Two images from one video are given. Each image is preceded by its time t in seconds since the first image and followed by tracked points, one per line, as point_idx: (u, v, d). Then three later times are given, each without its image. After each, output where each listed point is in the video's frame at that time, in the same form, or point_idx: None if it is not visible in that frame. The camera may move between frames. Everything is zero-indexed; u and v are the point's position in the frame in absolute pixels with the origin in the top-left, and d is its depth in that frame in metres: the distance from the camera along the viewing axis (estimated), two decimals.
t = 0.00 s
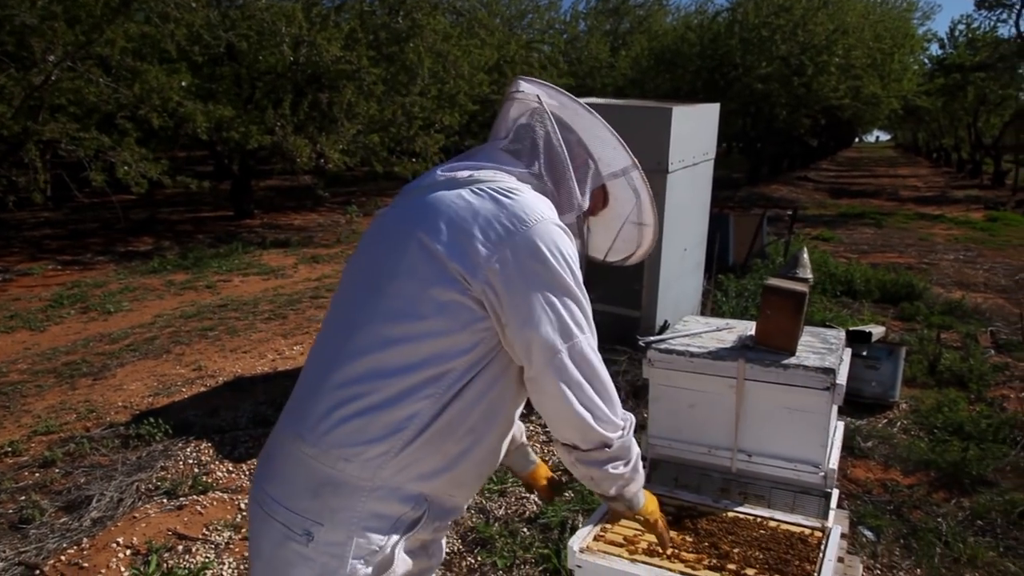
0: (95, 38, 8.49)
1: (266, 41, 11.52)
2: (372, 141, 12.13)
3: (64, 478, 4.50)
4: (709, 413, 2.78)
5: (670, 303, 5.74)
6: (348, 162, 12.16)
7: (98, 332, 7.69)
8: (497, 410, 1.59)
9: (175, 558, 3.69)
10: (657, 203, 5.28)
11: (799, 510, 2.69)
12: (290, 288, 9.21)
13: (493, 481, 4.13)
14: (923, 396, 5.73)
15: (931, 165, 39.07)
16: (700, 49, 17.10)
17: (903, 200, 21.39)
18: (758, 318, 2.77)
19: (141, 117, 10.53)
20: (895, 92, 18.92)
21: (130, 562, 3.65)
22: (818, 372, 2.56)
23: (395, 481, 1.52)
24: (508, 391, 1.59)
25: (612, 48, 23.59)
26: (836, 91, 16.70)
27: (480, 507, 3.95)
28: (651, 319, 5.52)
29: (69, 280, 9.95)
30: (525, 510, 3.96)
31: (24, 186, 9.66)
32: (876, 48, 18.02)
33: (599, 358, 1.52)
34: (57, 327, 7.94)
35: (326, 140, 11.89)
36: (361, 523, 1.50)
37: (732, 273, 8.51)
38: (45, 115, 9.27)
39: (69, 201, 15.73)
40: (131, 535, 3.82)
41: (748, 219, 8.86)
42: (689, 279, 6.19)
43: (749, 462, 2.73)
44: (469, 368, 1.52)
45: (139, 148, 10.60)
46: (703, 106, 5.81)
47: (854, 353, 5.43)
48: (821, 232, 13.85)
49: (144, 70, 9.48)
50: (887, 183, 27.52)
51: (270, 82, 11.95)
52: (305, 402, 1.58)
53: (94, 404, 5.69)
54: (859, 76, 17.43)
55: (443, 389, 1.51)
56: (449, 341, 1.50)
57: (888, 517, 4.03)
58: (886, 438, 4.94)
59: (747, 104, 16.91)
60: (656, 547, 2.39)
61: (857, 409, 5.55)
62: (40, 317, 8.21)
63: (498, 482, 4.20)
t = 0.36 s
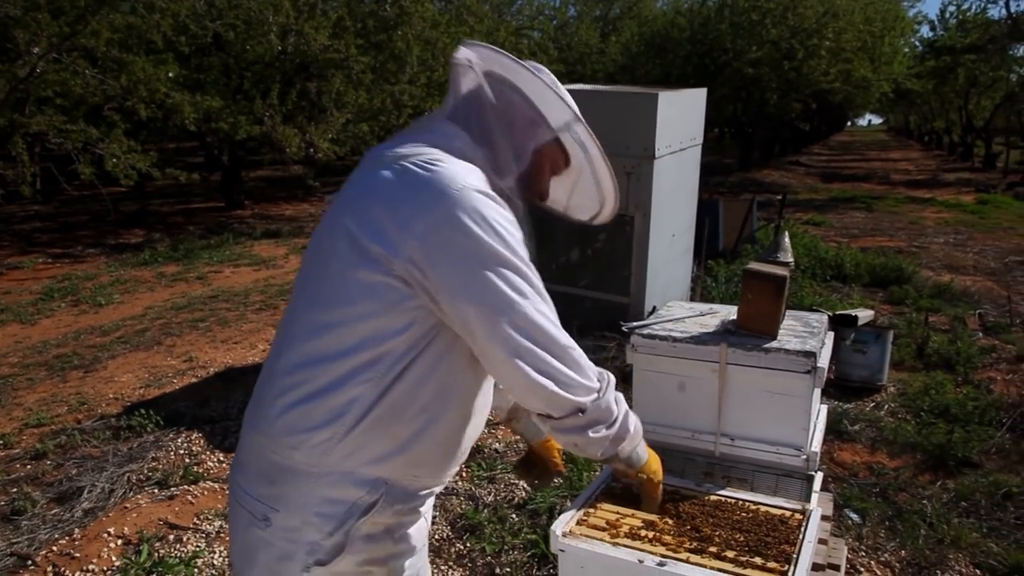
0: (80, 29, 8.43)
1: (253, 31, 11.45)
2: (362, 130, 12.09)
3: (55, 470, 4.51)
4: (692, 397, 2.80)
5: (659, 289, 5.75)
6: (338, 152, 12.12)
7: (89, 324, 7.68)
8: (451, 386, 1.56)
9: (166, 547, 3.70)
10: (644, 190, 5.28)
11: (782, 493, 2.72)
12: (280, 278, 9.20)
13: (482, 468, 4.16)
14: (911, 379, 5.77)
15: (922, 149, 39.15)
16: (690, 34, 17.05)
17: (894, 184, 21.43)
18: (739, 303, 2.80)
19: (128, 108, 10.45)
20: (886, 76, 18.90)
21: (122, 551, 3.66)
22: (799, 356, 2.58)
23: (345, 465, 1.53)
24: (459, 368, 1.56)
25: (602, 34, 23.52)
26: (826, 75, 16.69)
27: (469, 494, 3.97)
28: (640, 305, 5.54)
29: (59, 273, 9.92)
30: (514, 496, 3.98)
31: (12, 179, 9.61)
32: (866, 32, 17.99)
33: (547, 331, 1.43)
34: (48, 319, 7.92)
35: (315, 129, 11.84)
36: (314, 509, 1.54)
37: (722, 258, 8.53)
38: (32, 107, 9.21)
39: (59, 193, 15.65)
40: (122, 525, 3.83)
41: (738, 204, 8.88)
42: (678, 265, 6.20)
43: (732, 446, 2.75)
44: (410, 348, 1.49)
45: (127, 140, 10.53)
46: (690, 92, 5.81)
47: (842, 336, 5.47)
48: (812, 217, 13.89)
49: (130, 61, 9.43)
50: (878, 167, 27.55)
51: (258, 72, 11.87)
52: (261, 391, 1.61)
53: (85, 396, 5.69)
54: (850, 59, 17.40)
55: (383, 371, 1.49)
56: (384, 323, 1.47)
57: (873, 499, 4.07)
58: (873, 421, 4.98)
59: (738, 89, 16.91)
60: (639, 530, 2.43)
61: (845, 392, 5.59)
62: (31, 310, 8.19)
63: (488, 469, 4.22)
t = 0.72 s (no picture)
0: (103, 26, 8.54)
1: (272, 27, 11.54)
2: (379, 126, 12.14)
3: (78, 459, 4.60)
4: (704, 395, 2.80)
5: (674, 285, 5.73)
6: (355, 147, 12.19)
7: (111, 317, 7.81)
8: (372, 370, 1.29)
9: (185, 535, 3.76)
10: (660, 187, 5.26)
11: (794, 490, 2.72)
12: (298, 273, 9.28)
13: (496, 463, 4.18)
14: (930, 378, 5.72)
15: (945, 144, 38.63)
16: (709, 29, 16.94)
17: (916, 180, 21.17)
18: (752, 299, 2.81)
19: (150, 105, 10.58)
20: (908, 70, 18.65)
21: (143, 539, 3.72)
22: (812, 353, 2.57)
23: (290, 461, 1.40)
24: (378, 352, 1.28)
25: (620, 29, 23.42)
26: (846, 69, 16.51)
27: (483, 488, 4.00)
28: (655, 301, 5.53)
29: (83, 267, 10.08)
30: (528, 491, 4.00)
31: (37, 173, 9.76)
32: (888, 26, 17.78)
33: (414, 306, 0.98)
34: (72, 312, 8.06)
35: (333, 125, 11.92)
36: (279, 499, 1.45)
37: (739, 255, 8.49)
38: (56, 103, 9.35)
39: (82, 188, 15.87)
40: (143, 514, 3.90)
41: (756, 201, 8.83)
42: (693, 261, 6.18)
43: (744, 443, 2.75)
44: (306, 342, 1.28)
45: (149, 136, 10.65)
46: (706, 88, 5.77)
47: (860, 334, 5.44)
48: (831, 214, 13.76)
49: (151, 57, 9.56)
50: (901, 163, 27.22)
51: (277, 69, 11.96)
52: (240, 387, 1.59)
53: (107, 387, 5.79)
54: (870, 54, 17.20)
55: (286, 368, 1.32)
56: (272, 319, 1.29)
57: (889, 499, 4.05)
58: (890, 420, 4.95)
59: (757, 84, 16.79)
60: (649, 526, 2.46)
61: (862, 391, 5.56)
62: (55, 302, 8.34)
63: (502, 464, 4.25)
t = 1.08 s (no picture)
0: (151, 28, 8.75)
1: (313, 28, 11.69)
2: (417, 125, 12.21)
3: (123, 449, 4.73)
4: (741, 398, 2.77)
5: (712, 287, 5.67)
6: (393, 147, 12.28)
7: (156, 312, 8.00)
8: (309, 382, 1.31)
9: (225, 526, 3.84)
10: (699, 187, 5.22)
11: (833, 497, 2.70)
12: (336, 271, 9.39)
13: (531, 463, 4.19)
14: (977, 385, 5.57)
15: (995, 145, 37.47)
16: (750, 27, 16.70)
17: (964, 181, 20.60)
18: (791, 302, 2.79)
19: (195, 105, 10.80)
20: (957, 68, 18.14)
21: (184, 529, 3.82)
22: (852, 357, 2.53)
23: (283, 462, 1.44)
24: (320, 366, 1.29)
25: (659, 28, 23.22)
26: (892, 68, 16.10)
27: (518, 487, 4.02)
28: (693, 302, 5.49)
29: (129, 262, 10.34)
30: (563, 491, 4.01)
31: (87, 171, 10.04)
32: (936, 23, 17.32)
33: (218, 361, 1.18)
34: (119, 307, 8.28)
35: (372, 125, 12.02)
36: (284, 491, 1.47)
37: (779, 257, 8.36)
38: (105, 104, 9.61)
39: (129, 186, 16.28)
40: (184, 505, 4.00)
41: (797, 202, 8.68)
42: (732, 263, 6.12)
43: (782, 447, 2.72)
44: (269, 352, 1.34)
45: (193, 135, 10.87)
46: (746, 88, 5.71)
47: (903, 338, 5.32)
48: (875, 215, 13.46)
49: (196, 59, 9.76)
50: (948, 163, 26.48)
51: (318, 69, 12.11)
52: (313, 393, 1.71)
53: (152, 380, 5.94)
54: (917, 51, 16.76)
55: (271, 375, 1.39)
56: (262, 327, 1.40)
57: (932, 508, 3.96)
58: (934, 427, 4.84)
59: (799, 83, 16.49)
60: (684, 528, 2.46)
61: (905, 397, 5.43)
62: (103, 297, 8.57)
63: (537, 464, 4.25)
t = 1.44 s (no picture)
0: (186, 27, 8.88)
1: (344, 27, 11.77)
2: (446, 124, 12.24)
3: (156, 441, 4.82)
4: (771, 400, 2.75)
5: (742, 287, 5.62)
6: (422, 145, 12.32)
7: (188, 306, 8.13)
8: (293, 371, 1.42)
9: (254, 518, 3.90)
10: (730, 186, 5.17)
11: (863, 500, 2.66)
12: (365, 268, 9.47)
13: (558, 461, 4.19)
14: (1014, 390, 5.44)
15: None
16: (783, 24, 16.46)
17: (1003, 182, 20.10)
18: (823, 303, 2.76)
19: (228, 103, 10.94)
20: (998, 66, 17.70)
21: (214, 520, 3.88)
22: (885, 359, 2.49)
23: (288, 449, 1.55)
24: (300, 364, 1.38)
25: (692, 26, 23.01)
26: (930, 65, 15.66)
27: (544, 485, 4.02)
28: (722, 302, 5.43)
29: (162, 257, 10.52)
30: (588, 490, 4.01)
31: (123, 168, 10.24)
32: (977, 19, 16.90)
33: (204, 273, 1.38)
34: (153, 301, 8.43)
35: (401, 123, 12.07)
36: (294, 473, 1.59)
37: (811, 257, 8.24)
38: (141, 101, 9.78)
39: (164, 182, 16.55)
40: (214, 496, 4.07)
41: (830, 201, 8.55)
42: (763, 262, 6.05)
43: (812, 450, 2.69)
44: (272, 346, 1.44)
45: (227, 132, 11.01)
46: (780, 87, 5.64)
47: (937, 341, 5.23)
48: (910, 216, 13.20)
49: (230, 57, 9.89)
50: (988, 163, 25.87)
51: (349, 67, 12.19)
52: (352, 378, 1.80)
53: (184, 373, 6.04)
54: (957, 48, 16.30)
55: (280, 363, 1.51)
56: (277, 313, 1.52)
57: (965, 514, 3.89)
58: (969, 432, 4.74)
59: (833, 81, 16.22)
60: (710, 529, 2.44)
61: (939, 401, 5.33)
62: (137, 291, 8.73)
63: (563, 462, 4.26)
